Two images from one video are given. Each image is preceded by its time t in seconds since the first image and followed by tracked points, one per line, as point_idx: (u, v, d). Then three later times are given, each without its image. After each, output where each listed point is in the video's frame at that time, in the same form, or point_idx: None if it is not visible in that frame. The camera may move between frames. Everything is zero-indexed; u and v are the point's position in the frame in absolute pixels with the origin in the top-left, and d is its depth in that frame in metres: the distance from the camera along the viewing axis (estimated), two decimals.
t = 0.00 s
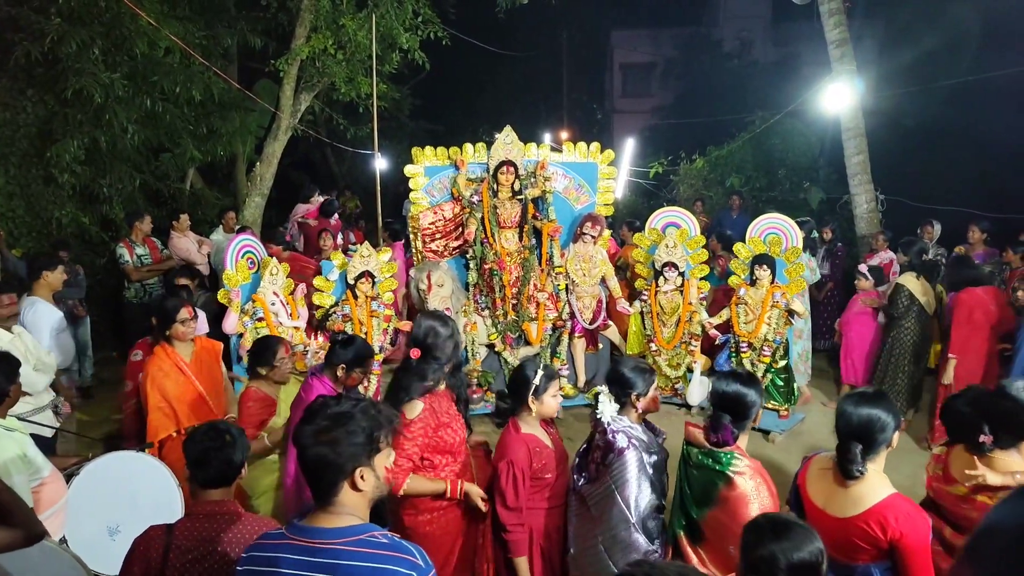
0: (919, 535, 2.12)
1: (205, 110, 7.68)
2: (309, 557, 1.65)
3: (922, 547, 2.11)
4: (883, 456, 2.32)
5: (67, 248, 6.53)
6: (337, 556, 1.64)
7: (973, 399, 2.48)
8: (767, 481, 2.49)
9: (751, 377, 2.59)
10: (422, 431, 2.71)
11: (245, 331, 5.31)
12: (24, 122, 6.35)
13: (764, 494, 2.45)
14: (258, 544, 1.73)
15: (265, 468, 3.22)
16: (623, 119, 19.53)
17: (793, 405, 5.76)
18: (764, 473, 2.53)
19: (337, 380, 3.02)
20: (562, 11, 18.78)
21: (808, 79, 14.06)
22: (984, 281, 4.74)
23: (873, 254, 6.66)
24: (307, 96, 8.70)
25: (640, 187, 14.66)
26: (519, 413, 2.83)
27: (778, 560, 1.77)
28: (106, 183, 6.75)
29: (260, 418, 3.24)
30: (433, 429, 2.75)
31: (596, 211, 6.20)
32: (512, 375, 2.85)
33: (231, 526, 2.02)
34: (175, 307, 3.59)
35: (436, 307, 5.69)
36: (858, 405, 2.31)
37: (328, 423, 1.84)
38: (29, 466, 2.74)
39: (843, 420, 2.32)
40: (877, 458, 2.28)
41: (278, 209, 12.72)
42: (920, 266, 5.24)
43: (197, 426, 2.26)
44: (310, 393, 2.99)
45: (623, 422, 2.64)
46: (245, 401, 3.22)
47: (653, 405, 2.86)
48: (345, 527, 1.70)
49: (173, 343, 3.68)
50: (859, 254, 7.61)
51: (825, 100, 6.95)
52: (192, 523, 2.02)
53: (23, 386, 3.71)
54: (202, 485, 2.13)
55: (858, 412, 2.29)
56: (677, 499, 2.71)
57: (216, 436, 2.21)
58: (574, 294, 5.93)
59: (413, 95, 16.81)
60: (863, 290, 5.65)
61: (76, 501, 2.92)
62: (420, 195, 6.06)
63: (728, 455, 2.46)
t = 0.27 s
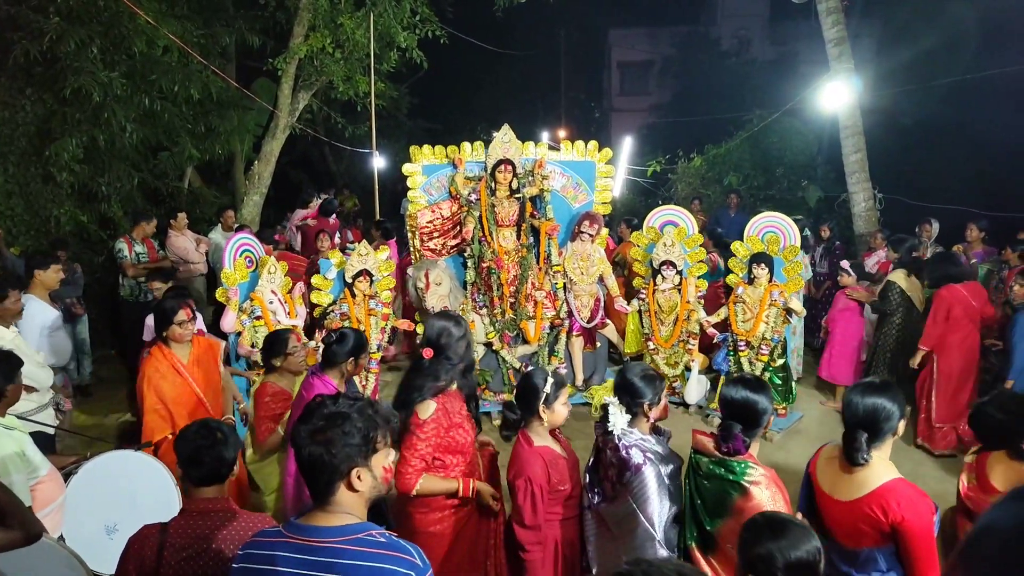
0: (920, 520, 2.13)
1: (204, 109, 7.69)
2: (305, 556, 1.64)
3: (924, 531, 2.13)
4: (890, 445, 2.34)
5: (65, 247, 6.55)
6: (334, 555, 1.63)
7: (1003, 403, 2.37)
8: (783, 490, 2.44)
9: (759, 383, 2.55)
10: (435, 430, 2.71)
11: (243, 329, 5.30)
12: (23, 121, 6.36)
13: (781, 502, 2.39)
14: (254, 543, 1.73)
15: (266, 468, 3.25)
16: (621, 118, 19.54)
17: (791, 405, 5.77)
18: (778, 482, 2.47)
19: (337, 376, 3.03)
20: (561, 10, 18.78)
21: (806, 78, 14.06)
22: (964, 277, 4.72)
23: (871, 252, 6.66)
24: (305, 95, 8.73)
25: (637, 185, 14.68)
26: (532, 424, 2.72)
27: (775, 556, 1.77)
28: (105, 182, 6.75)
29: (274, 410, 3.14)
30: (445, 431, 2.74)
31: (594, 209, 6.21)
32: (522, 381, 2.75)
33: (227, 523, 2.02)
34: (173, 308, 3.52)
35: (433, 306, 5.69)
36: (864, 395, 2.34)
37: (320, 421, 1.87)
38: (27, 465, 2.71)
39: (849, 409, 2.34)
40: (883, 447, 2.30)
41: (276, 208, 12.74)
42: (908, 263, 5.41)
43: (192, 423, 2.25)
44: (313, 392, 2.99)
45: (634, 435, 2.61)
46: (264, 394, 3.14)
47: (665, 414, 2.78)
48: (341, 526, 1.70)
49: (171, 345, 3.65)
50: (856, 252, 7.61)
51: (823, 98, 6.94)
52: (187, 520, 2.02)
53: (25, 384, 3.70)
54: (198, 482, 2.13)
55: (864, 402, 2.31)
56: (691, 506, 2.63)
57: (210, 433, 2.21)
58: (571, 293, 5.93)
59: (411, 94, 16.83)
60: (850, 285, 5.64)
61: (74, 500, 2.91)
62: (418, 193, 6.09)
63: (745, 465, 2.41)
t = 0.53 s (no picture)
0: (916, 506, 2.12)
1: (202, 108, 7.68)
2: (302, 559, 1.63)
3: (921, 518, 2.12)
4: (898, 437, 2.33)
5: (64, 246, 6.55)
6: (330, 558, 1.62)
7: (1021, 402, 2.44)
8: (794, 494, 2.38)
9: (768, 383, 2.54)
10: (447, 420, 2.72)
11: (242, 328, 5.30)
12: (21, 119, 6.34)
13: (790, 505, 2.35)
14: (250, 546, 1.72)
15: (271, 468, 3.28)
16: (620, 117, 19.55)
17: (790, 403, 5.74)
18: (788, 483, 2.42)
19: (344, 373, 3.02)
20: (560, 9, 18.82)
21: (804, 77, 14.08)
22: (953, 274, 4.70)
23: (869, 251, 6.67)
24: (304, 95, 8.74)
25: (636, 184, 14.71)
26: (542, 427, 2.64)
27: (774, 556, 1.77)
28: (103, 181, 6.73)
29: (280, 405, 3.15)
30: (458, 426, 2.75)
31: (594, 208, 6.21)
32: (533, 388, 2.65)
33: (222, 522, 2.01)
34: (183, 309, 3.50)
35: (432, 305, 5.69)
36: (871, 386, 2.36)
37: (326, 422, 1.81)
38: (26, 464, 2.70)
39: (856, 401, 2.36)
40: (889, 438, 2.31)
41: (276, 207, 12.75)
42: (891, 261, 5.47)
43: (187, 424, 2.24)
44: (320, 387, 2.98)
45: (654, 446, 2.49)
46: (266, 389, 3.15)
47: (684, 420, 2.73)
48: (338, 528, 1.69)
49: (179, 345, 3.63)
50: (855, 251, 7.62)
51: (822, 97, 6.94)
52: (182, 520, 2.02)
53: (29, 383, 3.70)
54: (194, 483, 2.12)
55: (868, 393, 2.33)
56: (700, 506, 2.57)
57: (204, 433, 2.21)
58: (570, 292, 5.91)
59: (410, 93, 16.87)
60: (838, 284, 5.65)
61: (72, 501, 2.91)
62: (417, 193, 6.10)
63: (751, 464, 2.37)
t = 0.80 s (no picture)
0: (931, 505, 2.12)
1: (202, 106, 7.69)
2: (302, 557, 1.63)
3: (936, 518, 2.11)
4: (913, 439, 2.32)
5: (65, 245, 6.57)
6: (330, 558, 1.62)
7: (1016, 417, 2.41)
8: (801, 487, 2.38)
9: (774, 377, 2.53)
10: (459, 411, 2.72)
11: (241, 327, 5.30)
12: (22, 118, 6.37)
13: (796, 496, 2.34)
14: (249, 544, 1.72)
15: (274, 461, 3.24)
16: (621, 116, 19.55)
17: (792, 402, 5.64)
18: (794, 474, 2.41)
19: (355, 368, 3.04)
20: (561, 9, 18.82)
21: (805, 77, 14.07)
22: (946, 273, 4.70)
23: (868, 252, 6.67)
24: (304, 94, 8.74)
25: (636, 184, 14.71)
26: (555, 430, 2.60)
27: (770, 554, 1.77)
28: (104, 179, 6.74)
29: (286, 404, 3.14)
30: (469, 419, 2.76)
31: (593, 208, 6.22)
32: (545, 389, 2.62)
33: (220, 521, 2.02)
34: (196, 304, 3.57)
35: (432, 304, 5.69)
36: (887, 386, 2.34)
37: (334, 423, 1.79)
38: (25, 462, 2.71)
39: (871, 400, 2.34)
40: (905, 438, 2.29)
41: (276, 205, 12.77)
42: (875, 260, 5.49)
43: (185, 422, 2.23)
44: (331, 381, 3.00)
45: (665, 448, 2.47)
46: (268, 387, 3.14)
47: (693, 421, 2.75)
48: (339, 527, 1.69)
49: (189, 341, 3.67)
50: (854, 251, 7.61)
51: (822, 97, 6.92)
52: (178, 519, 2.02)
53: (30, 382, 3.71)
54: (191, 481, 2.12)
55: (884, 393, 2.31)
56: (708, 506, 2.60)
57: (202, 431, 2.20)
58: (570, 292, 5.91)
59: (411, 93, 16.90)
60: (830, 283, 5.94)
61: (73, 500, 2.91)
62: (416, 192, 6.10)
63: (757, 457, 2.38)
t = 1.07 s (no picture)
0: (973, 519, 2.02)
1: (202, 106, 7.69)
2: (305, 554, 1.64)
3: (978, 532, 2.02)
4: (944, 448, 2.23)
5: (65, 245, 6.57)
6: (333, 553, 1.63)
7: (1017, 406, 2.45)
8: (807, 476, 2.38)
9: (778, 370, 2.53)
10: (471, 411, 2.73)
11: (242, 327, 5.30)
12: (22, 118, 6.36)
13: (803, 485, 2.34)
14: (251, 543, 1.72)
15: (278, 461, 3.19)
16: (621, 116, 19.52)
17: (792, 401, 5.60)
18: (799, 463, 2.41)
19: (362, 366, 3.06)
20: (561, 8, 18.82)
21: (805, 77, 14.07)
22: (940, 270, 4.84)
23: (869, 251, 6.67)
24: (304, 94, 8.74)
25: (636, 184, 14.71)
26: (573, 423, 2.61)
27: (767, 546, 1.80)
28: (103, 179, 6.74)
29: (287, 406, 3.16)
30: (480, 419, 2.75)
31: (593, 208, 6.22)
32: (560, 383, 2.64)
33: (221, 522, 2.03)
34: (208, 303, 3.60)
35: (431, 304, 5.69)
36: (916, 393, 2.24)
37: (336, 423, 1.79)
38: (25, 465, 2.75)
39: (901, 408, 2.25)
40: (937, 447, 2.20)
41: (276, 205, 12.75)
42: (865, 258, 5.58)
43: (184, 424, 2.23)
44: (339, 379, 3.01)
45: (670, 439, 2.49)
46: (267, 388, 3.15)
47: (698, 413, 2.75)
48: (341, 525, 1.69)
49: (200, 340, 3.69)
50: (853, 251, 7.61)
51: (822, 97, 6.92)
52: (178, 519, 2.03)
53: (31, 382, 3.71)
54: (192, 483, 2.12)
55: (916, 401, 2.21)
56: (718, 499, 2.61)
57: (202, 433, 2.19)
58: (570, 292, 5.91)
59: (410, 93, 16.90)
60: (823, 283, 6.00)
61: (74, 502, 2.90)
62: (416, 192, 6.09)
63: (762, 446, 2.37)
